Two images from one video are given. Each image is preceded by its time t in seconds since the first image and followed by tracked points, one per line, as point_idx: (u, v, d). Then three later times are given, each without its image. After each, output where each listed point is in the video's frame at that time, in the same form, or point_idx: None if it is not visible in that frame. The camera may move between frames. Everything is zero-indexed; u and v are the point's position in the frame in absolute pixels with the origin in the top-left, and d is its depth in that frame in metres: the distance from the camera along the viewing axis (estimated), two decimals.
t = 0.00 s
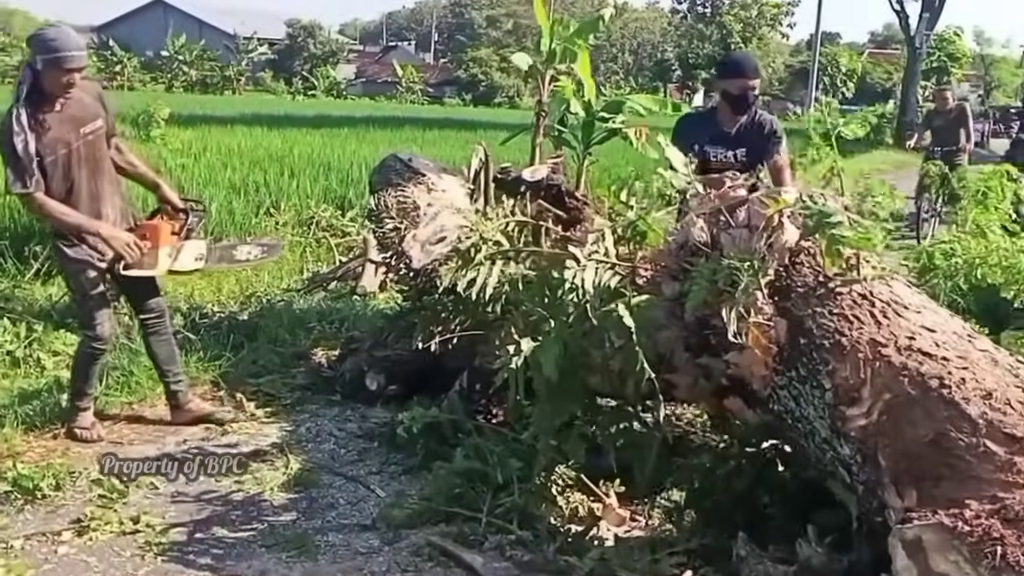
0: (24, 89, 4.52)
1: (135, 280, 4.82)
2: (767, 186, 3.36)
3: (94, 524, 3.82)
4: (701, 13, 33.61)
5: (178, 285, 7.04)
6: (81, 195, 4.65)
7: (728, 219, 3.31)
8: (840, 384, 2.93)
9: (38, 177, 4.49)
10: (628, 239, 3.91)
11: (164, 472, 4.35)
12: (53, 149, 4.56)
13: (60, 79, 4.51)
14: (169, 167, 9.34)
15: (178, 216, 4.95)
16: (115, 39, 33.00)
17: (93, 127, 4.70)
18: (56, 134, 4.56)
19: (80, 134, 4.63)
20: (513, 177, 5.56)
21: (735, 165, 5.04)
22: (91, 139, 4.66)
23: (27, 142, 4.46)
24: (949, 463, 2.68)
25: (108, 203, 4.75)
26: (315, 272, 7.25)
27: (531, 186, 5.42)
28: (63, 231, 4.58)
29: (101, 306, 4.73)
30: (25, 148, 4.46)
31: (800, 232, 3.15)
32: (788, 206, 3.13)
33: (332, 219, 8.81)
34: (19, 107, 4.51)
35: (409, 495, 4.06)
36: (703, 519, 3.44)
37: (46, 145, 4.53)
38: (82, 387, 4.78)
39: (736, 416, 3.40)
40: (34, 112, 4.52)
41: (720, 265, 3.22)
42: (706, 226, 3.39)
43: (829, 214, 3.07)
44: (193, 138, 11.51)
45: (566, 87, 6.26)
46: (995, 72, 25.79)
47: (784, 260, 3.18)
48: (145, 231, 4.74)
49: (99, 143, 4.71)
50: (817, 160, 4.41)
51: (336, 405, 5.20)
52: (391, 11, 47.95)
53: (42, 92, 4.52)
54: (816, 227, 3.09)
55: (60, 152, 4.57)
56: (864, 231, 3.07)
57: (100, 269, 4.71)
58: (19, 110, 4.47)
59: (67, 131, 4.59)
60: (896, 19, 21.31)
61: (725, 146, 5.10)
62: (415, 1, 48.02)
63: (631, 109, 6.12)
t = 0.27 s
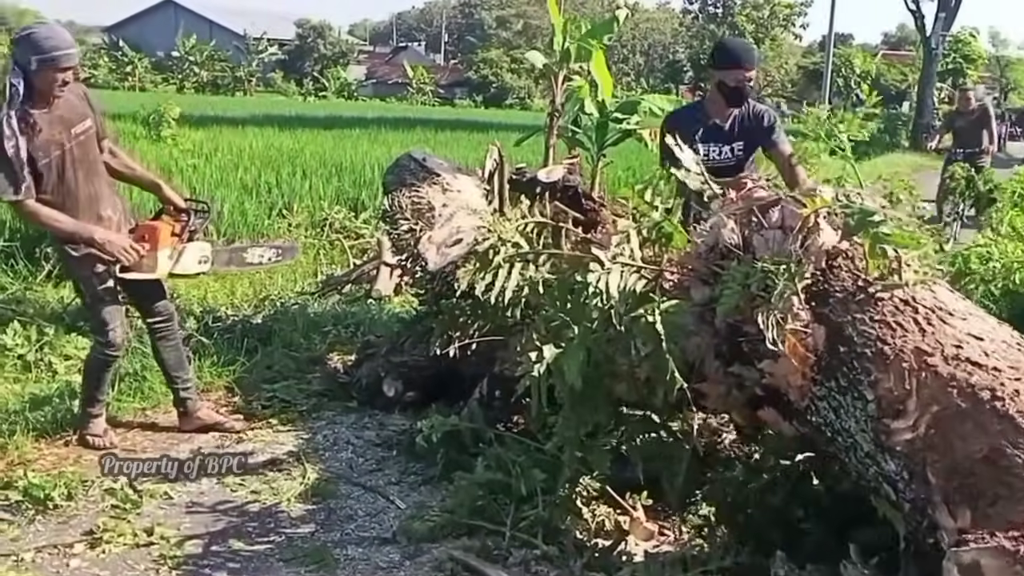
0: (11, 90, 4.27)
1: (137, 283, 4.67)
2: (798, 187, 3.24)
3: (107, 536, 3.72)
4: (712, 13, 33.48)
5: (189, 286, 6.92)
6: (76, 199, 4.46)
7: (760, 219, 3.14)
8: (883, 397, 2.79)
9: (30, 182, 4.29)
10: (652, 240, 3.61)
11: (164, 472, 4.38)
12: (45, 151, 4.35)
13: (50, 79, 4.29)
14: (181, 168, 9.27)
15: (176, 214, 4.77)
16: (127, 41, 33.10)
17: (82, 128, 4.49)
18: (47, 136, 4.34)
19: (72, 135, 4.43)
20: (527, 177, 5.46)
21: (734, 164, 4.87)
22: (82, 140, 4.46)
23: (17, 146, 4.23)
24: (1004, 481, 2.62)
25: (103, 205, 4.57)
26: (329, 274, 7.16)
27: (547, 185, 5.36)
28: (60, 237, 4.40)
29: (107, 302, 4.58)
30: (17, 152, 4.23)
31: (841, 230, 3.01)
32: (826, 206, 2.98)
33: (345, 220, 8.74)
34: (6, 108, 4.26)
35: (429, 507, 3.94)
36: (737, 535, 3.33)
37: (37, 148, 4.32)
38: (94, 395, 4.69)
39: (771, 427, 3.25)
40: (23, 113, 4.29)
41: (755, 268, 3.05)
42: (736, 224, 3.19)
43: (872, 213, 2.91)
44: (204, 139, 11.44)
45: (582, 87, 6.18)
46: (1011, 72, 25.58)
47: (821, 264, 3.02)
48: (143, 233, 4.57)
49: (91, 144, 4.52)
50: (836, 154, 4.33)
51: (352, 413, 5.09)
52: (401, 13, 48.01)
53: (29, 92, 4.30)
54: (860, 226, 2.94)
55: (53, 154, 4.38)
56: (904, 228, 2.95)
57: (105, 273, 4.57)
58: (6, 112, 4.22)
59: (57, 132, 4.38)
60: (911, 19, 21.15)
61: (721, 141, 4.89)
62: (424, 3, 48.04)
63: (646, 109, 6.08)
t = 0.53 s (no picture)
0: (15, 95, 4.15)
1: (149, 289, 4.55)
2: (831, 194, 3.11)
3: (117, 550, 3.62)
4: (725, 13, 33.29)
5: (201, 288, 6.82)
6: (83, 204, 4.37)
7: (794, 225, 2.98)
8: (931, 417, 2.63)
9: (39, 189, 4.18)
10: (676, 245, 3.50)
11: (164, 471, 4.41)
12: (50, 156, 4.24)
13: (55, 81, 4.20)
14: (193, 168, 9.20)
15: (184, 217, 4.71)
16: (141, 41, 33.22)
17: (81, 132, 4.38)
18: (53, 141, 4.25)
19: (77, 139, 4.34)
20: (542, 179, 5.35)
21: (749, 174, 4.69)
22: (84, 144, 4.35)
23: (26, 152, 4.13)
24: None
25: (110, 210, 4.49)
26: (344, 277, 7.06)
27: (562, 187, 5.20)
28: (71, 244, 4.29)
29: (122, 304, 4.49)
30: (28, 157, 4.13)
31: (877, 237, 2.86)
32: (862, 210, 2.83)
33: (359, 222, 8.67)
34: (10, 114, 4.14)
35: (448, 522, 3.81)
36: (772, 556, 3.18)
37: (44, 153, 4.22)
38: (106, 402, 4.58)
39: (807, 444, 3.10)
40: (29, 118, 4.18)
41: (790, 276, 2.89)
42: (767, 231, 3.04)
43: (911, 217, 2.77)
44: (217, 139, 11.38)
45: (595, 87, 6.24)
46: None
47: (859, 273, 2.86)
48: (154, 236, 4.48)
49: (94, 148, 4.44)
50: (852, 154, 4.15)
51: (367, 421, 4.98)
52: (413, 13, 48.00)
53: (31, 97, 4.18)
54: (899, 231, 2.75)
55: (60, 158, 4.28)
56: (944, 233, 2.78)
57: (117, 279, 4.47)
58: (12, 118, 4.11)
59: (61, 136, 4.28)
60: (929, 18, 20.94)
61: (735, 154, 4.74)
62: (436, 2, 48.03)
63: (660, 108, 6.15)
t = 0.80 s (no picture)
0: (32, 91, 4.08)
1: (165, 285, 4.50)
2: (869, 198, 2.93)
3: (129, 568, 3.52)
4: (738, 12, 33.08)
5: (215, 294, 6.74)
6: (98, 204, 4.29)
7: (828, 233, 2.81)
8: (983, 439, 2.46)
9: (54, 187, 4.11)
10: (702, 252, 3.14)
11: (164, 472, 4.42)
12: (67, 154, 4.19)
13: (72, 76, 4.15)
14: (206, 170, 9.13)
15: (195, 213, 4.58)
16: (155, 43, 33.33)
17: (97, 131, 4.35)
18: (66, 138, 4.17)
19: (90, 136, 4.27)
20: (557, 181, 5.19)
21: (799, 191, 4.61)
22: (100, 142, 4.31)
23: (42, 149, 4.05)
24: None
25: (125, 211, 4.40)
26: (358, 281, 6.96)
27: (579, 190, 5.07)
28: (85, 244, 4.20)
29: (136, 304, 4.40)
30: (45, 154, 4.06)
31: (921, 245, 2.69)
32: (903, 217, 2.67)
33: (373, 224, 8.57)
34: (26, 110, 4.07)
35: (467, 540, 3.68)
36: None
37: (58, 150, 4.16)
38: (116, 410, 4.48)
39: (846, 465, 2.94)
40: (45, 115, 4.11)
41: (825, 286, 2.73)
42: (800, 238, 2.86)
43: (958, 225, 2.52)
44: (230, 140, 11.33)
45: (608, 87, 6.12)
46: None
47: (901, 283, 2.67)
48: (164, 233, 4.40)
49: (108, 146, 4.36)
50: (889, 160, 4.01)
51: (383, 431, 4.87)
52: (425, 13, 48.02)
53: (47, 93, 4.10)
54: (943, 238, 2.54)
55: (76, 156, 4.21)
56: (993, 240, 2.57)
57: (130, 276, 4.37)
58: (29, 114, 4.04)
59: (76, 135, 4.21)
60: (947, 16, 20.69)
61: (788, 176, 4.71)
62: (448, 4, 48.05)
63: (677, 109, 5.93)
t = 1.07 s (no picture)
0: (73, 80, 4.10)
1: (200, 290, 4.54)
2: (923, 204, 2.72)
3: None
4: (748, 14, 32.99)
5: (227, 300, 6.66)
6: (136, 200, 4.30)
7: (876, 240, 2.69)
8: None
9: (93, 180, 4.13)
10: (737, 259, 2.99)
11: (165, 472, 4.42)
12: (110, 146, 4.22)
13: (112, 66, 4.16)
14: (216, 174, 9.06)
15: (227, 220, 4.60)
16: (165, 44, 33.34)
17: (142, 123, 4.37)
18: (107, 130, 4.20)
19: (131, 130, 4.30)
20: (574, 185, 4.94)
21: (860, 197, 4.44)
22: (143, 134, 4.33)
23: (83, 140, 4.08)
24: None
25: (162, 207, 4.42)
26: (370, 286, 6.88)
27: (596, 194, 4.81)
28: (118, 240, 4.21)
29: (156, 293, 4.34)
30: (87, 145, 4.09)
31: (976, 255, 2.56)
32: (962, 224, 2.50)
33: (384, 229, 8.50)
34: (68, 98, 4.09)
35: (488, 560, 3.56)
36: None
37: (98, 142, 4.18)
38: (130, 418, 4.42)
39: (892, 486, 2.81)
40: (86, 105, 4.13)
41: (875, 297, 2.59)
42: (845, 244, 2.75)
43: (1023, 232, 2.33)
44: (240, 143, 11.26)
45: (620, 89, 6.25)
46: None
47: (956, 294, 2.52)
48: (187, 234, 4.34)
49: (150, 141, 4.39)
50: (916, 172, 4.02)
51: (398, 443, 4.77)
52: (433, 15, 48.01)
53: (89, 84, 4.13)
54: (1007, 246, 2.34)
55: (118, 149, 4.24)
56: None
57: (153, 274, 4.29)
58: (72, 103, 4.06)
59: (119, 127, 4.24)
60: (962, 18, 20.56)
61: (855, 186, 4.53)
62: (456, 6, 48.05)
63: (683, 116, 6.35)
